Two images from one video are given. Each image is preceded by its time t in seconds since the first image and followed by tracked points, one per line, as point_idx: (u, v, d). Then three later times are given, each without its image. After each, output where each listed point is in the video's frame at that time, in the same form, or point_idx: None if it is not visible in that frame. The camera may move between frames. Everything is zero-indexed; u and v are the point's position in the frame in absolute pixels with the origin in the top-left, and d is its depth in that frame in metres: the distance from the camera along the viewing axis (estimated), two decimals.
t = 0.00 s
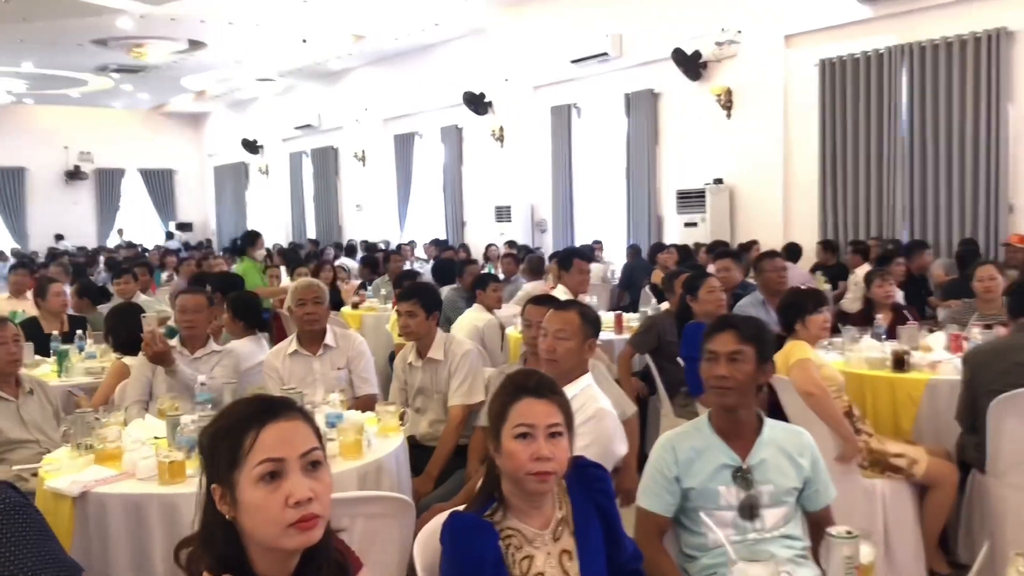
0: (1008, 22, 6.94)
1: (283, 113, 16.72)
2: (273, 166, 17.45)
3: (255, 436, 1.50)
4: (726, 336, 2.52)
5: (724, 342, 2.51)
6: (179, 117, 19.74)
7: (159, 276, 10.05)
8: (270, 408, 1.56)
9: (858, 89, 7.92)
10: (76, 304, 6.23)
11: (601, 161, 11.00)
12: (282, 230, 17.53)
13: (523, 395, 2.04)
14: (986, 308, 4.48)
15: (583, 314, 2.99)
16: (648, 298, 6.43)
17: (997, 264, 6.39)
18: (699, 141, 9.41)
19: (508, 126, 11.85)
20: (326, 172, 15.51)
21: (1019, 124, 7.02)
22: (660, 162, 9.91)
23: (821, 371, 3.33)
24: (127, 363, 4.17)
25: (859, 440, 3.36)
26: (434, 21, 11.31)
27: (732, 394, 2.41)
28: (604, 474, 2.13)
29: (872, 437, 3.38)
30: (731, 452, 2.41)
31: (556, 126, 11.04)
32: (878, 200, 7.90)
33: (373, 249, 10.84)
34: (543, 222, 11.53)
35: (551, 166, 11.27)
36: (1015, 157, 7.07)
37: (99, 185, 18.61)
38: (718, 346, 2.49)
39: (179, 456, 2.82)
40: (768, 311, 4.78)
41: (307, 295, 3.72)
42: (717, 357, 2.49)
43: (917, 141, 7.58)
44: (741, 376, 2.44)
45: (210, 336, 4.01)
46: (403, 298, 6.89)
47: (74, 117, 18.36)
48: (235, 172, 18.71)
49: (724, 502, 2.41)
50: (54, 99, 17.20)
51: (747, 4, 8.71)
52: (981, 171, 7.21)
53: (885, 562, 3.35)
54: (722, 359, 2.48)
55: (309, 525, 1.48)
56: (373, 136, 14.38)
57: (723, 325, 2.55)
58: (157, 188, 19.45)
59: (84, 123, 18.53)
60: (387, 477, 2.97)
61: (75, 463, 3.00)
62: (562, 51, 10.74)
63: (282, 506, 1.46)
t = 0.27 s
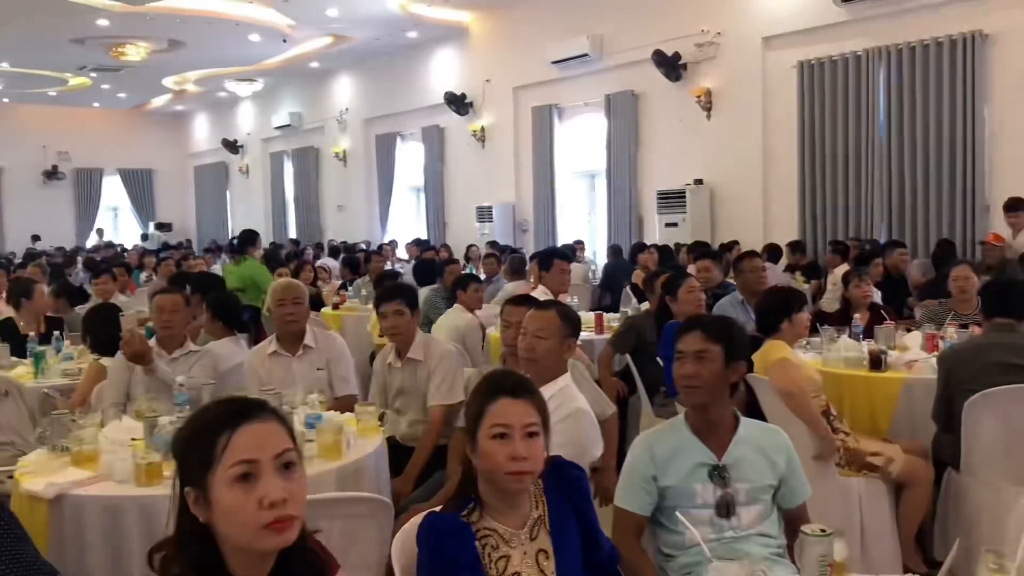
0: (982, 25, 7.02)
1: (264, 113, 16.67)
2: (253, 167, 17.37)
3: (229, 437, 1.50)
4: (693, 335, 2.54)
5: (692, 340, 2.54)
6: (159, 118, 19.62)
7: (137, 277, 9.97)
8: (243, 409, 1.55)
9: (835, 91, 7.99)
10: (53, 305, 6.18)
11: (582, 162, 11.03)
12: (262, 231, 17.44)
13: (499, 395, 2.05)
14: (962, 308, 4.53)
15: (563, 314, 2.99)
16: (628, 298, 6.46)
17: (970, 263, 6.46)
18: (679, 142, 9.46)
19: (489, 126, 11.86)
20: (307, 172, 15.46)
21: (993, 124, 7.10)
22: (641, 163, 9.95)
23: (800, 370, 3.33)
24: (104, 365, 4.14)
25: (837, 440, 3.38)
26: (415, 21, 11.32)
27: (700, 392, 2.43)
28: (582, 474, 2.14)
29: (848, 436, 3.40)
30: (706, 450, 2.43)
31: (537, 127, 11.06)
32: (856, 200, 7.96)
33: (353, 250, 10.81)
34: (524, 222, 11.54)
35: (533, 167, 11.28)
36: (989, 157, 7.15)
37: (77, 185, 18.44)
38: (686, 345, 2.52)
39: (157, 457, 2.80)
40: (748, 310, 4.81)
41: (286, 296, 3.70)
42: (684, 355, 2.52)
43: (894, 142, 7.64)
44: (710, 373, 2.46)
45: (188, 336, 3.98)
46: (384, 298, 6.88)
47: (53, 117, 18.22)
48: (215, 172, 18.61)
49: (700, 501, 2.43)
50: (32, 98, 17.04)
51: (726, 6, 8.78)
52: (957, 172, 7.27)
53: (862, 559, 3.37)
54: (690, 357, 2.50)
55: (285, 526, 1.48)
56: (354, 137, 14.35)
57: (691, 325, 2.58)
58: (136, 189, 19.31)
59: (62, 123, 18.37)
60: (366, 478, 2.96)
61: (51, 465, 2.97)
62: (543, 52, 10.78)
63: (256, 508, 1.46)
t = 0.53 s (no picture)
0: (963, 27, 7.08)
1: (248, 113, 16.60)
2: (237, 166, 17.30)
3: (205, 439, 1.49)
4: (671, 337, 2.56)
5: (670, 342, 2.55)
6: (142, 117, 19.49)
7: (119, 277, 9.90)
8: (220, 410, 1.55)
9: (818, 92, 8.04)
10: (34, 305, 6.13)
11: (566, 162, 11.05)
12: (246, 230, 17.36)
13: (481, 395, 2.05)
14: (943, 308, 4.57)
15: (548, 314, 2.99)
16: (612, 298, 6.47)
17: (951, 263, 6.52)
18: (663, 143, 9.49)
19: (474, 126, 11.86)
20: (291, 172, 15.40)
21: (974, 126, 7.16)
22: (626, 163, 9.97)
23: (781, 369, 3.36)
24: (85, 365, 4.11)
25: (819, 438, 3.43)
26: (400, 20, 11.30)
27: (679, 393, 2.44)
28: (564, 474, 2.14)
29: (829, 436, 3.46)
30: (689, 449, 2.44)
31: (522, 127, 11.06)
32: (839, 200, 8.02)
33: (337, 250, 10.77)
34: (509, 222, 11.54)
35: (518, 167, 11.28)
36: (970, 159, 7.21)
37: (59, 185, 18.28)
38: (665, 346, 2.54)
39: (138, 458, 2.78)
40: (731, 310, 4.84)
41: (269, 296, 3.70)
42: (665, 357, 2.53)
43: (877, 144, 7.69)
44: (688, 374, 2.47)
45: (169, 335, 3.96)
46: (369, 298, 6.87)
47: (35, 116, 18.07)
48: (198, 172, 18.51)
49: (683, 501, 2.43)
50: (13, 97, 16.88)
51: (709, 7, 8.82)
52: (938, 173, 7.34)
53: (844, 558, 3.39)
54: (670, 359, 2.52)
55: (262, 527, 1.48)
56: (339, 136, 14.31)
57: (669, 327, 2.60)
58: (118, 189, 19.17)
59: (43, 122, 18.21)
60: (350, 479, 2.95)
61: (30, 467, 2.94)
62: (528, 52, 10.79)
63: (232, 510, 1.45)
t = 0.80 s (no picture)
0: (940, 28, 7.14)
1: (229, 112, 16.53)
2: (219, 165, 17.22)
3: (159, 442, 1.43)
4: (648, 336, 2.57)
5: (646, 341, 2.57)
6: (122, 116, 19.36)
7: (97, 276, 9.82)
8: (179, 413, 1.48)
9: (799, 92, 8.08)
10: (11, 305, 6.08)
11: (549, 162, 11.07)
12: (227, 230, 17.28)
13: (458, 393, 2.05)
14: (920, 306, 4.60)
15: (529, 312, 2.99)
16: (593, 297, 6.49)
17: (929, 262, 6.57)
18: (645, 143, 9.52)
19: (457, 125, 11.86)
20: (273, 171, 15.34)
21: (953, 126, 7.21)
22: (607, 162, 10.00)
23: (759, 367, 3.38)
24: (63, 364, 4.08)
25: (797, 436, 3.43)
26: (383, 20, 11.28)
27: (657, 392, 2.45)
28: (542, 472, 2.15)
29: (808, 432, 3.46)
30: (666, 448, 2.45)
31: (504, 126, 11.07)
32: (819, 200, 8.06)
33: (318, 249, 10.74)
34: (492, 222, 11.54)
35: (500, 166, 11.29)
36: (948, 158, 7.26)
37: (38, 184, 18.10)
38: (641, 346, 2.55)
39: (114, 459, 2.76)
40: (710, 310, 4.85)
41: (249, 295, 3.68)
42: (642, 356, 2.54)
43: (857, 143, 7.74)
44: (664, 373, 2.49)
45: (146, 334, 3.94)
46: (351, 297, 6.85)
47: (14, 114, 17.90)
48: (180, 171, 18.41)
49: (661, 499, 2.44)
50: None
51: (690, 7, 8.85)
52: (917, 173, 7.39)
53: (823, 555, 3.41)
54: (647, 358, 2.53)
55: (216, 535, 1.42)
56: (321, 136, 14.27)
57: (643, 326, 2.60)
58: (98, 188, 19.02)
59: (22, 121, 18.03)
60: (329, 478, 2.94)
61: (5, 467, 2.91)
62: (511, 52, 10.80)
63: (183, 517, 1.39)
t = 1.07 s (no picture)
0: (913, 28, 7.20)
1: (206, 108, 16.41)
2: (195, 162, 17.09)
3: (112, 448, 1.42)
4: (630, 333, 2.55)
5: (628, 338, 2.55)
6: (97, 112, 19.15)
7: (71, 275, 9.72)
8: (136, 418, 1.47)
9: (775, 90, 8.14)
10: None
11: (527, 159, 11.08)
12: (204, 227, 17.16)
13: (429, 392, 2.05)
14: (893, 304, 4.65)
15: (507, 311, 3.00)
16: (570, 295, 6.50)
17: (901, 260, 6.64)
18: (622, 141, 9.55)
19: (435, 122, 11.83)
20: (250, 168, 15.25)
21: (926, 125, 7.27)
22: (585, 161, 10.02)
23: (733, 364, 3.40)
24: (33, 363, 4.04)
25: (771, 432, 3.45)
26: (360, 17, 11.24)
27: (640, 390, 2.45)
28: (514, 469, 2.15)
29: (782, 429, 3.48)
30: (639, 445, 2.46)
31: (482, 124, 11.06)
32: (794, 198, 8.12)
33: (295, 247, 10.68)
34: (470, 219, 11.53)
35: (478, 163, 11.29)
36: (922, 157, 7.33)
37: (11, 181, 17.87)
38: (623, 343, 2.53)
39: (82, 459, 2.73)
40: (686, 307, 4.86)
41: (223, 293, 3.67)
42: (624, 355, 2.52)
43: (832, 142, 7.80)
44: (648, 371, 2.48)
45: (118, 331, 3.91)
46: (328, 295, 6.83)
47: None
48: (156, 168, 18.25)
49: (633, 496, 2.45)
50: None
51: (667, 6, 8.89)
52: (891, 171, 7.45)
53: (796, 551, 3.45)
54: (629, 356, 2.51)
55: (167, 543, 1.39)
56: (298, 133, 14.21)
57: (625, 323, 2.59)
58: (73, 185, 18.82)
59: None
60: (302, 477, 2.93)
61: None
62: (489, 50, 10.80)
63: (132, 525, 1.38)
